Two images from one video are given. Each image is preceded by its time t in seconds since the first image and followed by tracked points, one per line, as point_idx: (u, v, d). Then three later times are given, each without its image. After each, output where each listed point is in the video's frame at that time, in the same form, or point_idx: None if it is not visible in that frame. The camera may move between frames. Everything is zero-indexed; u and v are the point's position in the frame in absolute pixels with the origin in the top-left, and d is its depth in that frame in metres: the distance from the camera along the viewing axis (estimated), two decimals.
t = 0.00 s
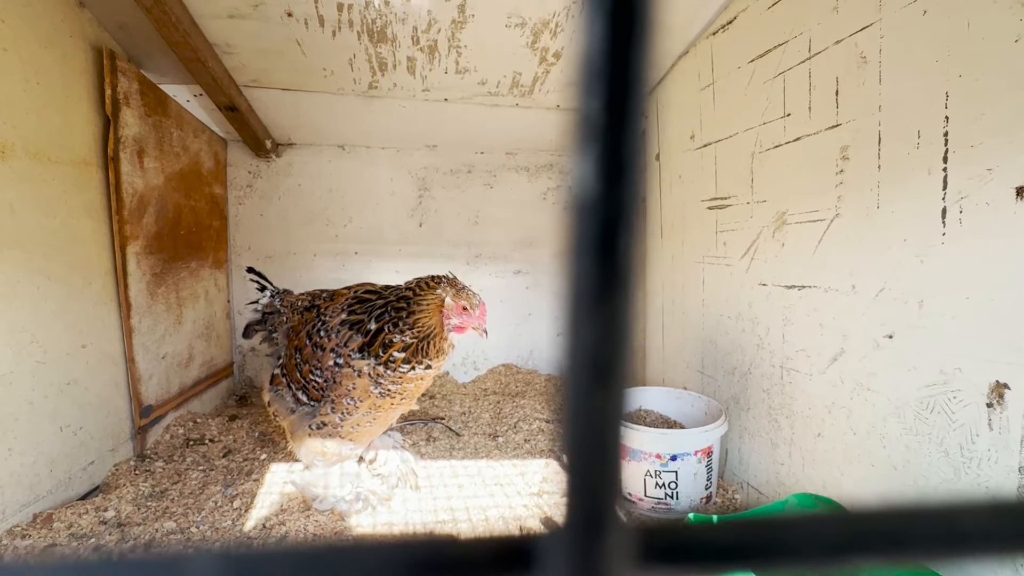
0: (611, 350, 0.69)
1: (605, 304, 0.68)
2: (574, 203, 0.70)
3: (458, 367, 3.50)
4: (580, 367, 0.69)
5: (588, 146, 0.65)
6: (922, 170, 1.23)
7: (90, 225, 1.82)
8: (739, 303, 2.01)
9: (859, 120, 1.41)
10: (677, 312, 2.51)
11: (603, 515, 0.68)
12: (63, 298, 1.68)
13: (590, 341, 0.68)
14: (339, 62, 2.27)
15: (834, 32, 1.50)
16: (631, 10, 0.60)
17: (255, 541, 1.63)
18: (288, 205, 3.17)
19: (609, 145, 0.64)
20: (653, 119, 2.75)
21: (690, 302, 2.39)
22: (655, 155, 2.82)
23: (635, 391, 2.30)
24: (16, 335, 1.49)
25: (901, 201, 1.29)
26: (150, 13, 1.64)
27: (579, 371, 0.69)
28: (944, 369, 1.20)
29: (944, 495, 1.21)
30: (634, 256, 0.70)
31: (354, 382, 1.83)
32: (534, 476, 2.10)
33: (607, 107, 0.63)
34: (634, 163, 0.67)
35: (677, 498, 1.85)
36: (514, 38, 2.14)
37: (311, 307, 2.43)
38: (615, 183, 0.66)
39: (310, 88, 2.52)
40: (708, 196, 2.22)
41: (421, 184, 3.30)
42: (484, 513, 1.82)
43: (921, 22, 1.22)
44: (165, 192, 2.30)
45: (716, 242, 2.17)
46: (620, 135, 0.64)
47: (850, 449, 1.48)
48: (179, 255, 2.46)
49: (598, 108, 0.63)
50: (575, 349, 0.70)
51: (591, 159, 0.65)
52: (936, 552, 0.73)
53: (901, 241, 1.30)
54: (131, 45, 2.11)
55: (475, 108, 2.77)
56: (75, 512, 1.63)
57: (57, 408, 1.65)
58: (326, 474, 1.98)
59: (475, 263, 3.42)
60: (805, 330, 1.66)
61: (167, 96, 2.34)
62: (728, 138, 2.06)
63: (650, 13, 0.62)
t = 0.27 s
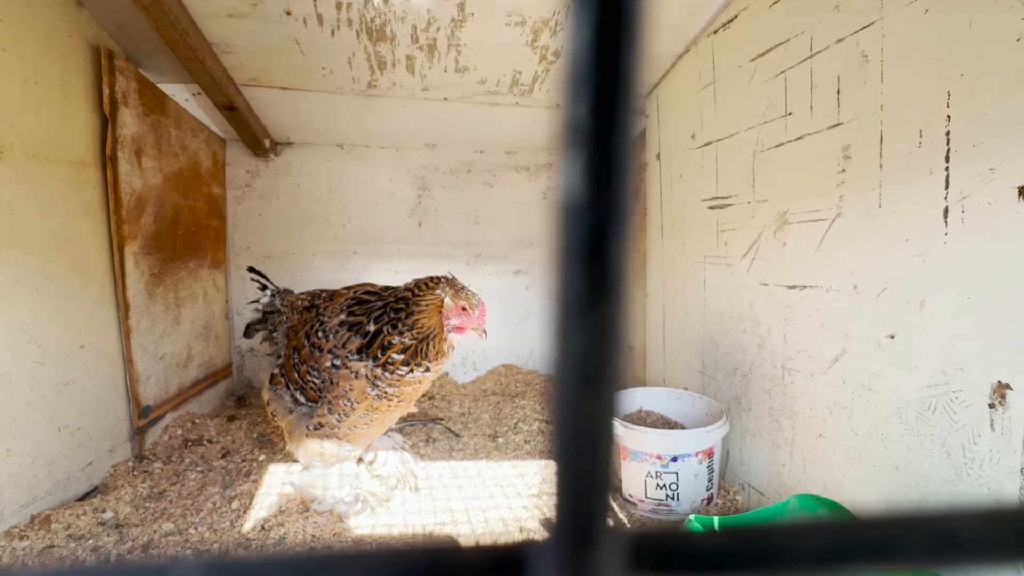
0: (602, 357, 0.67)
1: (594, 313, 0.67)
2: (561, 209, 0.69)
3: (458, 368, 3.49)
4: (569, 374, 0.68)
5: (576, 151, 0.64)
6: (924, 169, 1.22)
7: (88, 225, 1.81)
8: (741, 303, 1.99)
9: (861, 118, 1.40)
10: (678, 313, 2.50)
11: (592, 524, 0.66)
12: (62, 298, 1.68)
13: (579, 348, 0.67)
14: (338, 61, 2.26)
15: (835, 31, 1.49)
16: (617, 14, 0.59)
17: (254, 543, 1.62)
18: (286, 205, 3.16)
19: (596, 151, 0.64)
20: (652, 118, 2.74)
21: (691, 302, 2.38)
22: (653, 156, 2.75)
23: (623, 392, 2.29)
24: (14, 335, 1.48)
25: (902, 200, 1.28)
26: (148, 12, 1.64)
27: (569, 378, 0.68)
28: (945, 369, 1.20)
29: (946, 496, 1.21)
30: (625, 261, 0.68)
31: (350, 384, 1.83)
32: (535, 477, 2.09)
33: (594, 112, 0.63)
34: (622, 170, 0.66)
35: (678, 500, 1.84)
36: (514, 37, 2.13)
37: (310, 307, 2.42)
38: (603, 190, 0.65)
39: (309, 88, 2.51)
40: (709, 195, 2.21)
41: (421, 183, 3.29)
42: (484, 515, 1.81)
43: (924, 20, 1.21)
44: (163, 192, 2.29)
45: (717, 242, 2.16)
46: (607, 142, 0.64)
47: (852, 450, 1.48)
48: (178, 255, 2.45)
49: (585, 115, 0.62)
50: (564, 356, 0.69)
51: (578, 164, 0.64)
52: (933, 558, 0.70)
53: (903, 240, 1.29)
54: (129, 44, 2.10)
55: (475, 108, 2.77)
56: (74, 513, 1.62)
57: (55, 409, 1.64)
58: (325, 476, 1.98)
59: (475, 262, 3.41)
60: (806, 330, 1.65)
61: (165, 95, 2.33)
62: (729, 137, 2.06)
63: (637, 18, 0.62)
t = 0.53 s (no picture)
0: (587, 356, 0.67)
1: (580, 311, 0.66)
2: (546, 208, 0.68)
3: (457, 368, 3.47)
4: (555, 374, 0.68)
5: (558, 151, 0.63)
6: (926, 168, 1.21)
7: (85, 225, 1.80)
8: (742, 303, 1.98)
9: (862, 118, 1.39)
10: (678, 313, 2.49)
11: (578, 522, 0.67)
12: (59, 298, 1.67)
13: (564, 348, 0.67)
14: (337, 60, 2.25)
15: (836, 30, 1.48)
16: (603, 11, 0.59)
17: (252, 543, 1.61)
18: (285, 205, 3.15)
19: (580, 150, 0.62)
20: (651, 117, 2.72)
21: (692, 302, 2.36)
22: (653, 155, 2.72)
23: (623, 393, 2.26)
24: (11, 334, 1.47)
25: (904, 200, 1.28)
26: (146, 10, 1.63)
27: (554, 377, 0.68)
28: (947, 369, 1.19)
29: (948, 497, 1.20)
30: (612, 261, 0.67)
31: (340, 383, 1.85)
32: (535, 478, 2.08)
33: (578, 112, 0.62)
34: (610, 166, 0.64)
35: (679, 501, 1.82)
36: (514, 35, 2.12)
37: (308, 308, 2.41)
38: (589, 186, 0.63)
39: (307, 87, 2.50)
40: (710, 195, 2.20)
41: (420, 183, 3.28)
42: (483, 516, 1.80)
43: (926, 18, 1.20)
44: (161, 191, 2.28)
45: (717, 242, 2.15)
46: (592, 138, 0.63)
47: (853, 450, 1.47)
48: (175, 255, 2.44)
49: (570, 111, 0.62)
50: (550, 355, 0.69)
51: (561, 165, 0.63)
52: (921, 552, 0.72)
53: (905, 240, 1.28)
54: (127, 42, 2.09)
55: (475, 106, 2.76)
56: (71, 514, 1.61)
57: (52, 409, 1.63)
58: (324, 477, 1.99)
59: (475, 262, 3.40)
60: (808, 330, 1.63)
61: (162, 94, 2.32)
62: (730, 137, 2.04)
63: (622, 19, 0.61)
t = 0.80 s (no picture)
0: (554, 354, 0.68)
1: (548, 314, 0.67)
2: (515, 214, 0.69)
3: (458, 368, 3.48)
4: (525, 371, 0.69)
5: (528, 154, 0.64)
6: (923, 169, 1.23)
7: (86, 225, 1.81)
8: (740, 303, 2.00)
9: (860, 119, 1.40)
10: (677, 313, 2.50)
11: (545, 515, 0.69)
12: (60, 298, 1.67)
13: (534, 347, 0.68)
14: (337, 61, 2.26)
15: (834, 32, 1.49)
16: (566, 25, 0.61)
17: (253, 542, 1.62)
18: (285, 205, 3.16)
19: (547, 155, 0.63)
20: (650, 117, 2.72)
21: (691, 302, 2.37)
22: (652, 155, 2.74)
23: (621, 393, 2.27)
24: (12, 335, 1.48)
25: (900, 200, 1.29)
26: (147, 12, 1.63)
27: (523, 378, 0.69)
28: (944, 369, 1.20)
29: (944, 496, 1.21)
30: (580, 263, 0.68)
31: (340, 384, 1.87)
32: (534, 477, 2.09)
33: (545, 117, 0.63)
34: (575, 174, 0.66)
35: (678, 499, 1.84)
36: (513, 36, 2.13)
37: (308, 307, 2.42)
38: (556, 194, 0.65)
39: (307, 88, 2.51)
40: (709, 195, 2.21)
41: (420, 183, 3.29)
42: (483, 514, 1.81)
43: (922, 20, 1.21)
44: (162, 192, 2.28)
45: (716, 242, 2.17)
46: (558, 147, 0.64)
47: (850, 450, 1.48)
48: (176, 255, 2.44)
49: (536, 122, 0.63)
50: (520, 354, 0.70)
51: (530, 170, 0.64)
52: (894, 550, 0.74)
53: (902, 239, 1.29)
54: (127, 43, 2.10)
55: (475, 107, 2.77)
56: (72, 513, 1.62)
57: (53, 409, 1.64)
58: (325, 476, 2.01)
59: (475, 262, 3.41)
60: (806, 330, 1.64)
61: (164, 95, 2.33)
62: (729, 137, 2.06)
63: (588, 24, 0.62)
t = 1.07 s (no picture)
0: (606, 355, 0.66)
1: (597, 311, 0.66)
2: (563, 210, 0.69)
3: (457, 368, 3.46)
4: (574, 373, 0.67)
5: (578, 134, 0.63)
6: (927, 168, 1.21)
7: (83, 225, 1.79)
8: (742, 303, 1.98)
9: (863, 117, 1.39)
10: (678, 313, 2.48)
11: (594, 512, 0.67)
12: (57, 297, 1.66)
13: (581, 344, 0.67)
14: (336, 58, 2.24)
15: (837, 29, 1.47)
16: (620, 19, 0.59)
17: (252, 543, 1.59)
18: (284, 204, 3.14)
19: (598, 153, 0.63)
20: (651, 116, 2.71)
21: (692, 301, 2.36)
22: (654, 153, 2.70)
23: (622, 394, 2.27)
24: (9, 334, 1.46)
25: (905, 199, 1.27)
26: (145, 9, 1.62)
27: (571, 375, 0.67)
28: (948, 369, 1.18)
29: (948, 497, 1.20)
30: (629, 261, 0.68)
31: (341, 384, 1.91)
32: (535, 479, 2.07)
33: (596, 116, 0.62)
34: (627, 172, 0.65)
35: (680, 501, 1.82)
36: (514, 34, 2.12)
37: (306, 307, 2.41)
38: (606, 193, 0.64)
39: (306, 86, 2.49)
40: (711, 194, 2.19)
41: (419, 182, 3.28)
42: (483, 516, 1.79)
43: (926, 17, 1.20)
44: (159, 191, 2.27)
45: (717, 241, 2.15)
46: (611, 145, 0.63)
47: (854, 451, 1.46)
48: (174, 254, 2.42)
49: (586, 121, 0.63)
50: (568, 354, 0.68)
51: (582, 166, 0.64)
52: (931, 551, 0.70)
53: (906, 238, 1.27)
54: (125, 41, 2.08)
55: (475, 105, 2.75)
56: (69, 514, 1.61)
57: (50, 409, 1.62)
58: (323, 478, 2.00)
59: (474, 261, 3.39)
60: (809, 331, 1.63)
61: (162, 93, 2.32)
62: (731, 136, 2.04)
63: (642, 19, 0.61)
